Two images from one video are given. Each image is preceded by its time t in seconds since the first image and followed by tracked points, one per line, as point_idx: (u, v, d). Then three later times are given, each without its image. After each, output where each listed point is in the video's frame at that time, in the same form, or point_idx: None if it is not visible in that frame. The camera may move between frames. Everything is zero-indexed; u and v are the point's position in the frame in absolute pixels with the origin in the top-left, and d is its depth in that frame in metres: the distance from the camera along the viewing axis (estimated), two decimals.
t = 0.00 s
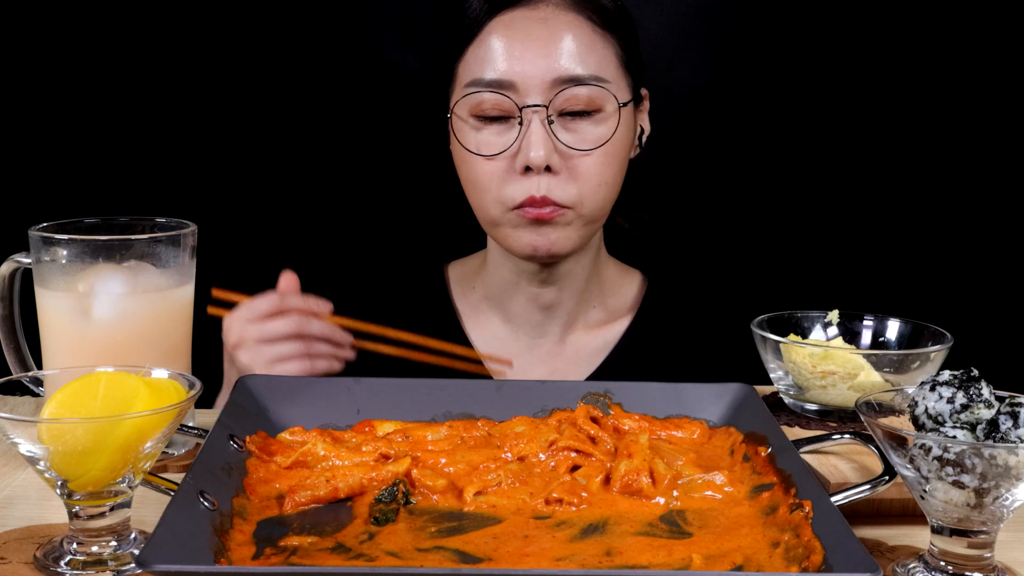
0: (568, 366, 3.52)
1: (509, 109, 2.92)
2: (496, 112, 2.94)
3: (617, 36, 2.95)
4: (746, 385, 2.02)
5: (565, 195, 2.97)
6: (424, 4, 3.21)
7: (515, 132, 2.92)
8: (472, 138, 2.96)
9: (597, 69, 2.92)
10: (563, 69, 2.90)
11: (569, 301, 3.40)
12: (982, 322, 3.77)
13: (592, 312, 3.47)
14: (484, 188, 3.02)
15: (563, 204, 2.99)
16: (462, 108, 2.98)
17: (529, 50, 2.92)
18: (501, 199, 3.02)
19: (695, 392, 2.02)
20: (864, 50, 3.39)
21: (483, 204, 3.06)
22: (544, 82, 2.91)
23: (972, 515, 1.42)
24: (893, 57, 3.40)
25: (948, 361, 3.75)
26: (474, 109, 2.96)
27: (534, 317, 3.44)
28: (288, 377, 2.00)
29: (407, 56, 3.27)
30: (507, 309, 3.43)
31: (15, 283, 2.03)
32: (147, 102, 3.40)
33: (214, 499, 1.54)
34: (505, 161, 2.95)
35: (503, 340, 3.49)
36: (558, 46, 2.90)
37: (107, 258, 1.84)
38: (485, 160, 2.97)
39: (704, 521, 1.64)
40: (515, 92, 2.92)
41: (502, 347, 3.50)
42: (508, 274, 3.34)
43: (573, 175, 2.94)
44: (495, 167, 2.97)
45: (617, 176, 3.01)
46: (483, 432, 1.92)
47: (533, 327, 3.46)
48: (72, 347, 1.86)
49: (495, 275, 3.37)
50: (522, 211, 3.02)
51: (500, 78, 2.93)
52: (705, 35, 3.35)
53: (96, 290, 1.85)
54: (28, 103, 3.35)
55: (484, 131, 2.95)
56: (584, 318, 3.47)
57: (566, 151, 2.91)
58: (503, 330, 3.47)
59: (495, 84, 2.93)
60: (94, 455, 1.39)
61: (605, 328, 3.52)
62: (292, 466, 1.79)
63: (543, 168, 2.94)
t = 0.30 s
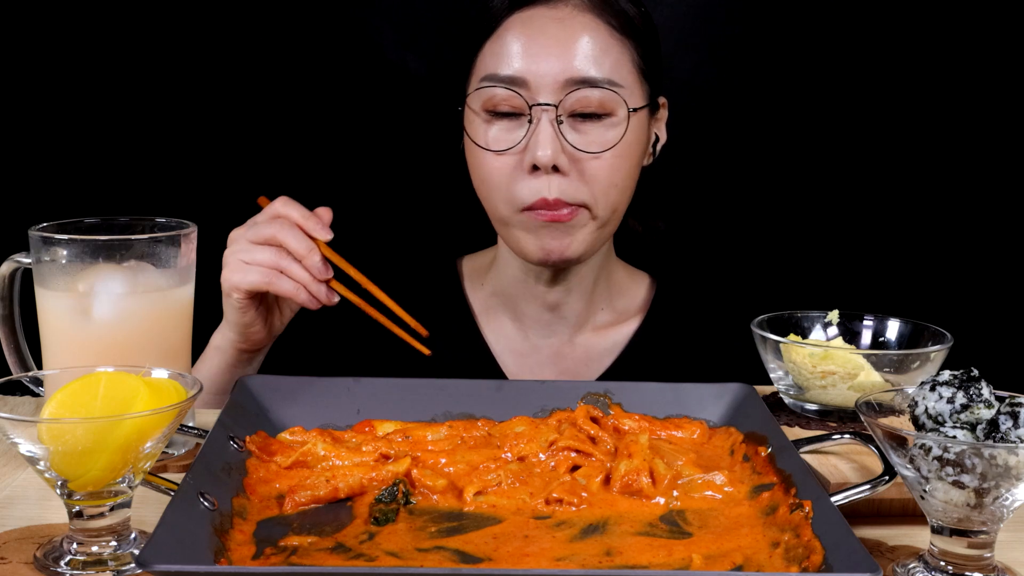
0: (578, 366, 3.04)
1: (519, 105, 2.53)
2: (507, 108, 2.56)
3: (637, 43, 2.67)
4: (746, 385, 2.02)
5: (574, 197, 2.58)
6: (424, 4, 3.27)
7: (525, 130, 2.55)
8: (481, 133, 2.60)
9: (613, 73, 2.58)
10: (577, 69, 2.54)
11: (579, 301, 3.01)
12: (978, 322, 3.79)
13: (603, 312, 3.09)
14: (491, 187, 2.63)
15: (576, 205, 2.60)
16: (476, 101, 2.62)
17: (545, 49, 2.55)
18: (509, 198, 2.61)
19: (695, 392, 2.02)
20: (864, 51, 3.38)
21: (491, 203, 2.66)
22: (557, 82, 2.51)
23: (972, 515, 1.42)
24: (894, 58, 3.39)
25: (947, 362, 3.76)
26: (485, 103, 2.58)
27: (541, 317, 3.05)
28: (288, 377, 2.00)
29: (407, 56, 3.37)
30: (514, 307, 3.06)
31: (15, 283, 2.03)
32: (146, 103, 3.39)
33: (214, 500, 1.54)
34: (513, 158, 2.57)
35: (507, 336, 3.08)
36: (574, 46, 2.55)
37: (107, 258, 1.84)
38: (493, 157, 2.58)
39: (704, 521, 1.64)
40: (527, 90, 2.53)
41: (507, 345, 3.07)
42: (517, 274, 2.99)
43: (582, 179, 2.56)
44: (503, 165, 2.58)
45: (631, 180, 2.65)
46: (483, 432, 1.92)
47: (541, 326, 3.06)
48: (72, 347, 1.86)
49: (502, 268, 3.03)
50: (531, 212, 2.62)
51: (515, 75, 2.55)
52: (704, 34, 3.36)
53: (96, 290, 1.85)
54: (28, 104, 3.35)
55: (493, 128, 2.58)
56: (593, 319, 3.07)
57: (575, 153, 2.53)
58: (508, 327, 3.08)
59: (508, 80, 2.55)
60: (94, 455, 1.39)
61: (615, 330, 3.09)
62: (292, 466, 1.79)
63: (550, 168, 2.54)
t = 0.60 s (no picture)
0: (588, 369, 3.02)
1: (543, 105, 2.53)
2: (529, 108, 2.55)
3: (658, 45, 2.67)
4: (746, 385, 2.02)
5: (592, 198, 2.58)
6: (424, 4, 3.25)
7: (547, 130, 2.54)
8: (502, 132, 2.59)
9: (635, 76, 2.59)
10: (600, 71, 2.54)
11: (591, 304, 3.00)
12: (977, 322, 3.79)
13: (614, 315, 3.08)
14: (509, 187, 2.62)
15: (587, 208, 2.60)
16: (496, 100, 2.62)
17: (568, 50, 2.55)
18: (526, 198, 2.61)
19: (695, 392, 2.02)
20: (865, 51, 3.38)
21: (508, 203, 2.65)
22: (581, 83, 2.52)
23: (972, 515, 1.42)
24: (894, 58, 3.39)
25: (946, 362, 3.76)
26: (507, 103, 2.57)
27: (552, 318, 3.04)
28: (288, 378, 2.00)
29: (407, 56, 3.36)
30: (524, 308, 3.05)
31: (15, 283, 2.02)
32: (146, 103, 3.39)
33: (214, 499, 1.54)
34: (533, 159, 2.56)
35: (518, 336, 3.08)
36: (598, 47, 2.56)
37: (107, 259, 1.84)
38: (513, 156, 2.57)
39: (704, 521, 1.64)
40: (550, 90, 2.53)
41: (518, 346, 3.07)
42: (526, 275, 2.98)
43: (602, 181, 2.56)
44: (523, 165, 2.57)
45: (648, 184, 2.65)
46: (483, 432, 1.92)
47: (552, 328, 3.05)
48: (71, 347, 1.86)
49: (511, 270, 3.03)
50: (546, 212, 2.61)
51: (538, 75, 2.55)
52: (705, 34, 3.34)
53: (96, 290, 1.85)
54: (28, 104, 3.35)
55: (515, 127, 2.57)
56: (604, 320, 3.06)
57: (596, 154, 2.54)
58: (519, 328, 3.08)
59: (531, 79, 2.55)
60: (94, 455, 1.39)
61: (626, 333, 3.08)
62: (292, 466, 1.78)
63: (571, 169, 2.54)
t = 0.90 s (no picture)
0: (593, 370, 3.02)
1: (538, 109, 2.54)
2: (526, 112, 2.56)
3: (659, 49, 2.66)
4: (746, 385, 2.02)
5: (588, 202, 2.58)
6: (423, 4, 3.25)
7: (543, 133, 2.55)
8: (499, 135, 2.60)
9: (633, 79, 2.58)
10: (597, 74, 2.54)
11: (594, 307, 3.00)
12: (977, 322, 3.79)
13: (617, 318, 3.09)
14: (507, 189, 2.62)
15: (586, 212, 2.60)
16: (495, 103, 2.62)
17: (565, 52, 2.55)
18: (524, 201, 2.61)
19: (695, 392, 2.02)
20: (866, 51, 3.38)
21: (506, 206, 2.66)
22: (577, 86, 2.52)
23: (972, 515, 1.42)
24: (894, 58, 3.39)
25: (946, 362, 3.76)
26: (505, 105, 2.58)
27: (554, 321, 3.03)
28: (287, 377, 2.00)
29: (408, 56, 3.37)
30: (527, 310, 3.05)
31: (15, 283, 2.02)
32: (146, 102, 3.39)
33: (214, 499, 1.54)
34: (530, 161, 2.57)
35: (521, 340, 3.08)
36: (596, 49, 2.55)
37: (107, 259, 1.84)
38: (511, 159, 2.58)
39: (704, 521, 1.64)
40: (546, 93, 2.53)
41: (522, 350, 3.06)
42: (530, 275, 2.97)
43: (599, 184, 2.56)
44: (519, 168, 2.58)
45: (647, 188, 2.65)
46: (483, 432, 1.92)
47: (555, 330, 3.05)
48: (72, 347, 1.86)
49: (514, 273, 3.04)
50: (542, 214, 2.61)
51: (535, 77, 2.55)
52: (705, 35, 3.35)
53: (96, 290, 1.85)
54: (28, 104, 3.35)
55: (511, 130, 2.58)
56: (608, 323, 3.07)
57: (591, 158, 2.54)
58: (522, 331, 3.08)
59: (528, 83, 2.55)
60: (94, 456, 1.39)
61: (629, 335, 3.09)
62: (291, 465, 1.79)
63: (567, 172, 2.54)
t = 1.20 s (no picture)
0: (593, 371, 3.03)
1: (539, 110, 2.53)
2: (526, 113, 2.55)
3: (659, 49, 2.66)
4: (746, 385, 2.02)
5: (587, 205, 2.58)
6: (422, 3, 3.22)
7: (543, 135, 2.54)
8: (500, 136, 2.60)
9: (635, 81, 2.58)
10: (598, 75, 2.53)
11: (594, 309, 3.00)
12: (977, 322, 3.79)
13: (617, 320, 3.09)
14: (506, 190, 2.62)
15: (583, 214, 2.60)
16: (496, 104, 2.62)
17: (568, 53, 2.54)
18: (522, 203, 2.61)
19: (695, 392, 2.02)
20: (866, 51, 3.38)
21: (504, 207, 2.66)
22: (577, 88, 2.51)
23: (972, 515, 1.42)
24: (894, 59, 3.39)
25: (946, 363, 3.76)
26: (505, 106, 2.57)
27: (556, 321, 3.02)
28: (288, 378, 2.00)
29: (407, 56, 3.37)
30: (528, 311, 3.06)
31: (16, 283, 2.02)
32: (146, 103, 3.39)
33: (214, 500, 1.54)
34: (529, 163, 2.57)
35: (523, 341, 3.08)
36: (598, 51, 2.54)
37: (107, 258, 1.84)
38: (511, 161, 2.58)
39: (704, 521, 1.64)
40: (547, 95, 2.53)
41: (523, 350, 3.07)
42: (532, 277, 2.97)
43: (597, 187, 2.56)
44: (519, 170, 2.58)
45: (646, 192, 2.65)
46: (483, 432, 1.92)
47: (557, 331, 3.04)
48: (72, 347, 1.86)
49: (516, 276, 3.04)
50: (540, 216, 2.61)
51: (536, 79, 2.54)
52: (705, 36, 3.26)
53: (96, 290, 1.85)
54: (28, 105, 3.35)
55: (512, 131, 2.58)
56: (608, 325, 3.07)
57: (591, 160, 2.53)
58: (524, 332, 3.08)
59: (529, 84, 2.54)
60: (94, 456, 1.39)
61: (629, 337, 3.10)
62: (291, 466, 1.78)
63: (566, 175, 2.54)
